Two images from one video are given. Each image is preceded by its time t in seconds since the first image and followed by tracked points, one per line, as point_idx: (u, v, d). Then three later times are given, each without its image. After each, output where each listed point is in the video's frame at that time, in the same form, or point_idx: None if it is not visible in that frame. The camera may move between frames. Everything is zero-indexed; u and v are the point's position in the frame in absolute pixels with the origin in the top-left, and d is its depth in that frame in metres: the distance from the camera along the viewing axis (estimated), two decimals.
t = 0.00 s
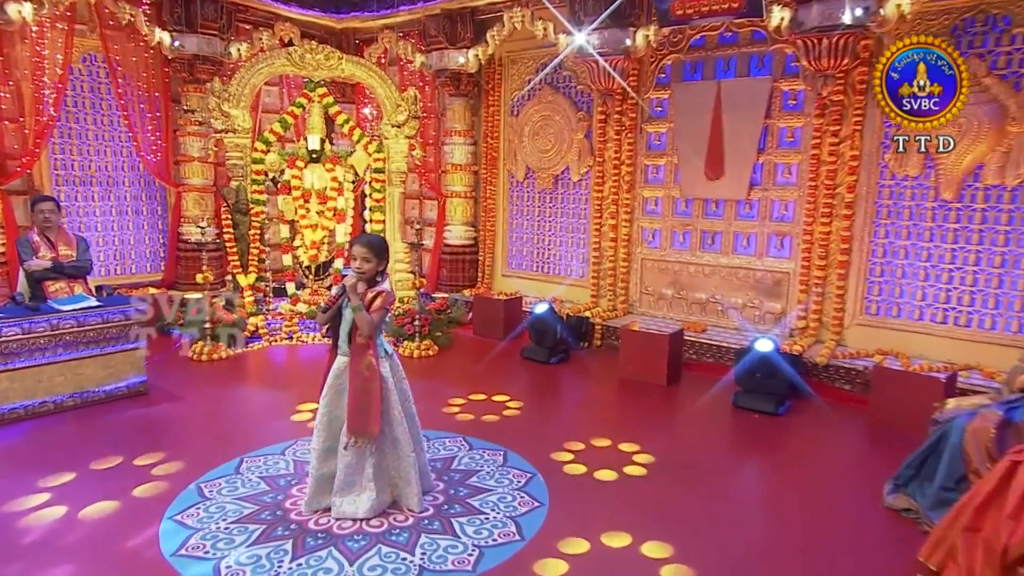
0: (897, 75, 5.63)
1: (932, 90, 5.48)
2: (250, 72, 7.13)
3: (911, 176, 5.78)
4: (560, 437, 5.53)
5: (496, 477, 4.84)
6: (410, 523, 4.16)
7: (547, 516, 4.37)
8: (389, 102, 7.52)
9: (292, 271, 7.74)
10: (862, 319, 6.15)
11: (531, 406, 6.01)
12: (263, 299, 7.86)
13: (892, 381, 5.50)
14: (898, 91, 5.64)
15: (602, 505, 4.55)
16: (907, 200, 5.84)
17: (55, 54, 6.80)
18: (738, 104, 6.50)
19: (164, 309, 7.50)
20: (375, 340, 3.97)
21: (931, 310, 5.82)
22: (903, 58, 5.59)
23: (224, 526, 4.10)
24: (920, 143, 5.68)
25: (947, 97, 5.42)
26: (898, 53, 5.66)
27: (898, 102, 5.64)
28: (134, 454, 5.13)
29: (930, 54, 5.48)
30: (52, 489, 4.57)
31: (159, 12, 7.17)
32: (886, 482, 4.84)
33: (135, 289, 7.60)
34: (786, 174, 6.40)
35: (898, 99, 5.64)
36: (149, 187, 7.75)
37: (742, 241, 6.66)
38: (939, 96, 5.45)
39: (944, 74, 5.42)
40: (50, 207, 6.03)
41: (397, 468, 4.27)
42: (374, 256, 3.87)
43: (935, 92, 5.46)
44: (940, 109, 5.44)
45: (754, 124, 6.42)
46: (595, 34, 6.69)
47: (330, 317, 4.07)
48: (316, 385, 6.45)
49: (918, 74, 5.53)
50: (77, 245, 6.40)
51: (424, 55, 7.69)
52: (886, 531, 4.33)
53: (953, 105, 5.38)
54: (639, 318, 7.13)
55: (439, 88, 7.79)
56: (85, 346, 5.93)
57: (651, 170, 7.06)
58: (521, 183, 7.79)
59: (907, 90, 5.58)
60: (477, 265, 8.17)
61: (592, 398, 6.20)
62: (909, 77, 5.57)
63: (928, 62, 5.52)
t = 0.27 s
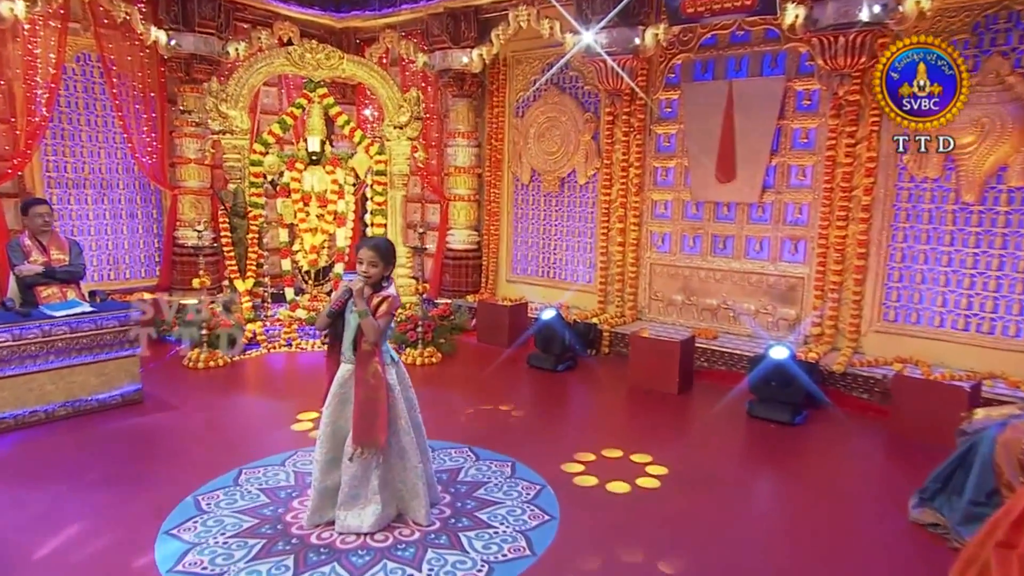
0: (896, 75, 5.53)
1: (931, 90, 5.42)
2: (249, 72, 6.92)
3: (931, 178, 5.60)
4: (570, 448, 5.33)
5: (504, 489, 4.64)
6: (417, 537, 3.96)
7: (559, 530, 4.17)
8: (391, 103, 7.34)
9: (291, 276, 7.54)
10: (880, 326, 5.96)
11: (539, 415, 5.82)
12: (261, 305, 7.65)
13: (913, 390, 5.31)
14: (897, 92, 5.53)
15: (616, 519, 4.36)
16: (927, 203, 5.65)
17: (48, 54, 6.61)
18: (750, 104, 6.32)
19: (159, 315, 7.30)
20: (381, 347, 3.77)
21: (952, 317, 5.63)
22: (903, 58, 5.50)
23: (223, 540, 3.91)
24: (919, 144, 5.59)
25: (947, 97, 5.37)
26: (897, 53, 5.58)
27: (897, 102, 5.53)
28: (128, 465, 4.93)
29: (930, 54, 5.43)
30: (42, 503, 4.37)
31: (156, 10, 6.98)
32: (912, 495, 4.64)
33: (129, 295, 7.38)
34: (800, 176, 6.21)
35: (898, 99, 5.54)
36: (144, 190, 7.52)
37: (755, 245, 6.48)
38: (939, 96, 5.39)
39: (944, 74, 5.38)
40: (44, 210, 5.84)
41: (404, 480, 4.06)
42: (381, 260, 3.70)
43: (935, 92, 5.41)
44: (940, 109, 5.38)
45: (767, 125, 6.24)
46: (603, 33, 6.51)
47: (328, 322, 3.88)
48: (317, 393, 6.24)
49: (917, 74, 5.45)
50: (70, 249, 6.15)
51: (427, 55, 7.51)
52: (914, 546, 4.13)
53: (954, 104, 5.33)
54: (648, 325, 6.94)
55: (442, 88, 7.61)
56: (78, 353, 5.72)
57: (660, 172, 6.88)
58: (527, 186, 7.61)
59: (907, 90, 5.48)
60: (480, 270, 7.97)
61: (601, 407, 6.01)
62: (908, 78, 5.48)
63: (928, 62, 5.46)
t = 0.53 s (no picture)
0: (896, 76, 5.28)
1: (931, 91, 5.21)
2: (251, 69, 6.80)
3: (957, 177, 5.39)
4: (585, 456, 5.13)
5: (517, 499, 4.45)
6: (427, 549, 3.77)
7: (576, 542, 3.97)
8: (397, 101, 7.12)
9: (294, 279, 7.34)
10: (903, 331, 5.75)
11: (551, 423, 5.62)
12: (263, 309, 7.46)
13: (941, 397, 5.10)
14: (896, 94, 5.28)
15: (636, 531, 4.16)
16: (953, 204, 5.45)
17: (45, 50, 6.43)
18: (767, 102, 6.12)
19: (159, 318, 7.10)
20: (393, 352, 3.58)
21: (979, 322, 5.42)
22: (902, 58, 5.24)
23: (225, 553, 3.72)
24: (920, 143, 5.47)
25: (946, 97, 5.16)
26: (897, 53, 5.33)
27: (896, 104, 5.29)
28: (126, 474, 4.74)
29: (930, 54, 5.21)
30: (35, 513, 4.18)
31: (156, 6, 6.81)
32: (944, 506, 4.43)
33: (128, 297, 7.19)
34: (819, 176, 6.01)
35: (898, 100, 5.30)
36: (143, 190, 7.33)
37: (772, 247, 6.27)
38: (938, 97, 5.19)
39: (943, 74, 5.18)
40: (43, 211, 5.68)
41: (416, 489, 3.87)
42: (392, 262, 3.52)
43: (935, 92, 5.20)
44: (940, 109, 5.18)
45: (785, 123, 6.04)
46: (615, 28, 6.32)
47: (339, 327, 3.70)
48: (321, 399, 6.04)
49: (917, 74, 5.22)
50: (68, 250, 5.96)
51: (433, 53, 7.31)
52: (950, 560, 3.92)
53: (953, 104, 5.13)
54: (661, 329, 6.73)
55: (448, 86, 7.41)
56: (75, 357, 5.51)
57: (673, 172, 6.68)
58: (536, 186, 7.40)
59: (906, 91, 5.25)
60: (487, 273, 7.78)
61: (615, 414, 5.81)
62: (908, 78, 5.25)
63: (928, 62, 5.25)
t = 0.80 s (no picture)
0: (896, 76, 5.24)
1: (932, 91, 5.19)
2: (254, 64, 6.71)
3: (982, 175, 5.21)
4: (599, 462, 4.97)
5: (529, 506, 4.28)
6: (438, 557, 3.63)
7: (592, 550, 3.81)
8: (403, 98, 6.98)
9: (298, 280, 7.16)
10: (926, 335, 5.57)
11: (562, 428, 5.45)
12: (266, 311, 7.28)
13: (967, 402, 4.92)
14: (897, 94, 5.25)
15: (655, 539, 3.99)
16: (978, 203, 5.26)
17: (44, 46, 6.28)
18: (784, 98, 5.95)
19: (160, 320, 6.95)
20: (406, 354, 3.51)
21: (1006, 325, 5.24)
22: (902, 58, 5.18)
23: (229, 562, 3.57)
24: (919, 144, 5.38)
25: (948, 97, 5.16)
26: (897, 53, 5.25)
27: (896, 104, 5.26)
28: (126, 479, 4.58)
29: (930, 54, 5.17)
30: (32, 520, 4.02)
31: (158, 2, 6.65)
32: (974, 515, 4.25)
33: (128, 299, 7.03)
34: (838, 174, 5.83)
35: (897, 100, 5.28)
36: (144, 189, 7.17)
37: (789, 248, 6.10)
38: (940, 96, 5.18)
39: (943, 74, 5.16)
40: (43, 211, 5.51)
41: (429, 496, 3.75)
42: (404, 262, 3.44)
43: (935, 92, 5.18)
44: (940, 109, 5.17)
45: (802, 120, 5.87)
46: (627, 24, 6.15)
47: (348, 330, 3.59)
48: (326, 403, 5.88)
49: (918, 74, 5.19)
50: (67, 250, 5.79)
51: (439, 49, 7.15)
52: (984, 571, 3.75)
53: (953, 105, 5.12)
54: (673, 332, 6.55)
55: (455, 83, 7.25)
56: (75, 360, 5.36)
57: (687, 171, 6.51)
58: (545, 185, 7.22)
59: (907, 91, 5.23)
60: (495, 274, 7.60)
61: (628, 419, 5.64)
62: (908, 78, 5.21)
63: (928, 62, 5.21)
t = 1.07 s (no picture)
0: (895, 76, 5.10)
1: (930, 91, 5.06)
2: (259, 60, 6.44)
3: (1016, 172, 4.99)
4: (617, 471, 4.78)
5: (545, 515, 4.12)
6: (453, 569, 3.50)
7: (613, 562, 3.64)
8: (411, 95, 6.78)
9: (303, 281, 6.96)
10: (955, 339, 5.35)
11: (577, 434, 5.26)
12: (270, 313, 7.08)
13: (1001, 409, 4.71)
14: (895, 94, 5.11)
15: (679, 551, 3.80)
16: (1012, 201, 5.04)
17: (43, 41, 6.11)
18: (807, 93, 5.73)
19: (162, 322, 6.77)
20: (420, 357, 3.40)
21: None
22: (902, 58, 5.07)
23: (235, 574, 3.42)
24: (918, 143, 5.26)
25: (946, 97, 5.05)
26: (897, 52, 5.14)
27: (894, 105, 5.12)
28: (127, 486, 4.40)
29: (930, 54, 5.03)
30: (28, 529, 3.84)
31: None
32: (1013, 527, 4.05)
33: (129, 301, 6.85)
34: (862, 172, 5.61)
35: (897, 99, 5.13)
36: (145, 188, 6.99)
37: (811, 249, 5.89)
38: (938, 97, 5.06)
39: (943, 74, 5.03)
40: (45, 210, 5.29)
41: (443, 505, 3.61)
42: (417, 262, 3.33)
43: (935, 92, 5.06)
44: (940, 109, 5.05)
45: (826, 117, 5.65)
46: (643, 16, 5.95)
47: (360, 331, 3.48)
48: (334, 407, 5.69)
49: (916, 74, 5.06)
50: (68, 250, 5.54)
51: (448, 44, 6.95)
52: None
53: (954, 105, 5.01)
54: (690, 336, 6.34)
55: (465, 79, 7.05)
56: (76, 363, 5.17)
57: (704, 169, 6.29)
58: (556, 184, 7.02)
59: (905, 91, 5.09)
60: (505, 276, 7.40)
61: (645, 426, 5.45)
62: (908, 78, 5.08)
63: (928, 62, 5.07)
